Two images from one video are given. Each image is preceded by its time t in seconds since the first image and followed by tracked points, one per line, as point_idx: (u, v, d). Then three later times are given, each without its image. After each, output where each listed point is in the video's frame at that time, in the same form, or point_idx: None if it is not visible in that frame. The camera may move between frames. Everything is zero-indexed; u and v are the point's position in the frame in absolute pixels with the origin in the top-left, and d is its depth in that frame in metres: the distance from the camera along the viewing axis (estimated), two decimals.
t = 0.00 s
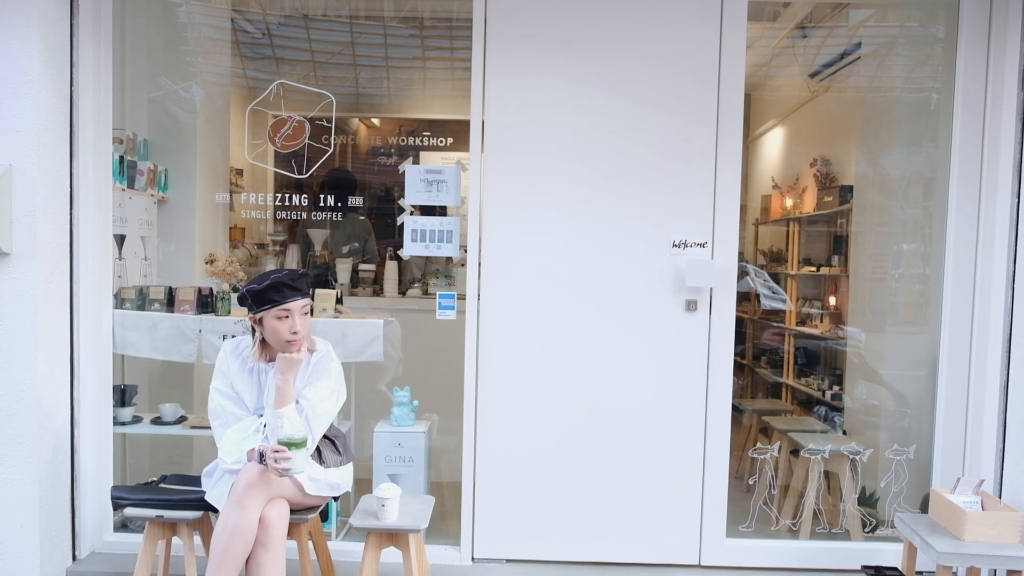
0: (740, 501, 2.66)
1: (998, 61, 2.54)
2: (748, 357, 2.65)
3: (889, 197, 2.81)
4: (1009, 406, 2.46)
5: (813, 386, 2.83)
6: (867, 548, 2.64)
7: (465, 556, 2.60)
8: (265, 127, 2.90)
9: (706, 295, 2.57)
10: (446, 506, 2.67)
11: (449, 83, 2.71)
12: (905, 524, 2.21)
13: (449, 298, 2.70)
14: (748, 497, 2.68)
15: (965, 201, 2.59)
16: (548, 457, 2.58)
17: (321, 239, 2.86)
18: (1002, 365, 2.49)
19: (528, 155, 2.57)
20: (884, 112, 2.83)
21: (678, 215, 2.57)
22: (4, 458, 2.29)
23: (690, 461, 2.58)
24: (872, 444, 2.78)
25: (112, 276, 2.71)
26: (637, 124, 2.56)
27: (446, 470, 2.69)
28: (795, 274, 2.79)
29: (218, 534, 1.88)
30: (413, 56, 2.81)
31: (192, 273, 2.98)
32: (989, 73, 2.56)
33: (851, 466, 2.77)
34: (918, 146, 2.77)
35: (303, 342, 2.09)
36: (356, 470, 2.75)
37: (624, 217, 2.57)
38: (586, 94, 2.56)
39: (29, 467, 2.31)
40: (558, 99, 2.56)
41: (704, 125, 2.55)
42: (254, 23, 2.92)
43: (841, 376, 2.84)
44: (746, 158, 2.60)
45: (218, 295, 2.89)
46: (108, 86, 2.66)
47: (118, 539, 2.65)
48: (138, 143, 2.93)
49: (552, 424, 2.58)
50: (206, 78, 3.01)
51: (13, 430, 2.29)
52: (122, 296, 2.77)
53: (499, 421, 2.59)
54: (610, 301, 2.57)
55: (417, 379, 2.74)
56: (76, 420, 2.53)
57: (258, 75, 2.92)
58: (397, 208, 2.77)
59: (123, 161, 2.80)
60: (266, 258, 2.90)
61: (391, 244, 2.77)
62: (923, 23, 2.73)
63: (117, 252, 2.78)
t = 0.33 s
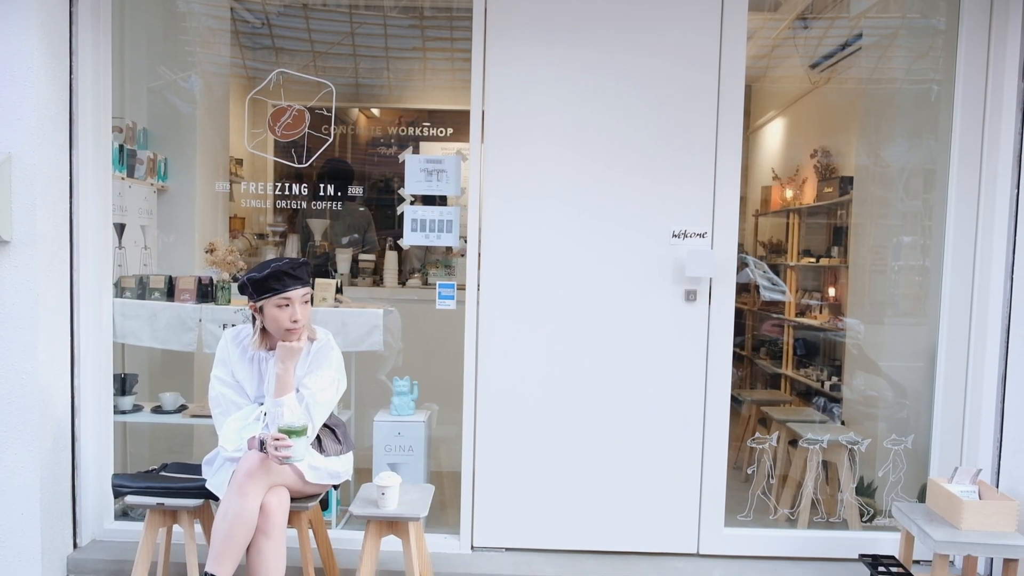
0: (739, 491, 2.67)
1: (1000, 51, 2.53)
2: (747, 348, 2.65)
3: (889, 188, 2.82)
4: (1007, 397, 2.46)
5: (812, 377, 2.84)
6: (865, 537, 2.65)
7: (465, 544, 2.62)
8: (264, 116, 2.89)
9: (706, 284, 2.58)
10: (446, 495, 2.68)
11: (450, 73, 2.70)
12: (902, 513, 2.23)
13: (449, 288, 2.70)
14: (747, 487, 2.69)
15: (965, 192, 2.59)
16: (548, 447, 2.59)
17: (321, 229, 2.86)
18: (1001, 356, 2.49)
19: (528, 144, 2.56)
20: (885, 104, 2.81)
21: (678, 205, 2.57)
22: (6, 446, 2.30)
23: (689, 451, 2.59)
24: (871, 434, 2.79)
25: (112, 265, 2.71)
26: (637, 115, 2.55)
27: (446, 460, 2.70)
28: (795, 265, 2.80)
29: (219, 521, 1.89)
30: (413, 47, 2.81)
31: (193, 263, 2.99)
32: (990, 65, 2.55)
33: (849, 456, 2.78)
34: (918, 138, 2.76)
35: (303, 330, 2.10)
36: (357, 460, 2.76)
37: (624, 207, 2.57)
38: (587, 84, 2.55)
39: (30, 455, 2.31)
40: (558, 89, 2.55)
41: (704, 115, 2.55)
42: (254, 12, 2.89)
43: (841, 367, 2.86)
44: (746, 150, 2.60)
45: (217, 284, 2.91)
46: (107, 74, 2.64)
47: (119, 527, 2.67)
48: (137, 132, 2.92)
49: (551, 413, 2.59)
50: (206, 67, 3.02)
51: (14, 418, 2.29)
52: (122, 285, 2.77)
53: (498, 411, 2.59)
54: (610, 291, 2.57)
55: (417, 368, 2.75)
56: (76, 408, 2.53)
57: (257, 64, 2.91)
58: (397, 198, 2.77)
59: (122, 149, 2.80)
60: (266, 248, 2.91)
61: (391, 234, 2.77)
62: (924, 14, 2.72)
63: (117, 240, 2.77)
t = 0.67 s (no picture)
0: (738, 483, 2.67)
1: (1001, 44, 2.51)
2: (747, 341, 2.66)
3: (888, 182, 2.82)
4: (1005, 391, 2.46)
5: (811, 369, 2.85)
6: (863, 528, 2.66)
7: (465, 536, 2.62)
8: (264, 108, 2.89)
9: (706, 277, 2.58)
10: (446, 487, 2.70)
11: (450, 66, 2.69)
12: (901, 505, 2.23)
13: (449, 280, 2.70)
14: (746, 479, 2.69)
15: (965, 186, 2.58)
16: (548, 438, 2.60)
17: (321, 222, 2.87)
18: (999, 351, 2.49)
19: (528, 137, 2.56)
20: (885, 97, 2.82)
21: (678, 198, 2.56)
22: (8, 437, 2.30)
23: (689, 443, 2.60)
24: (870, 427, 2.80)
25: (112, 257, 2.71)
26: (638, 107, 2.55)
27: (446, 452, 2.71)
28: (795, 258, 2.81)
29: (221, 512, 1.90)
30: (413, 40, 2.81)
31: (193, 255, 2.99)
32: (991, 58, 2.53)
33: (848, 449, 2.78)
34: (919, 132, 2.76)
35: (301, 321, 2.08)
36: (357, 451, 2.77)
37: (624, 199, 2.56)
38: (587, 76, 2.55)
39: (32, 446, 2.32)
40: (558, 81, 2.55)
41: (704, 107, 2.55)
42: (254, 4, 2.87)
43: (840, 360, 2.88)
44: (746, 143, 2.59)
45: (218, 275, 2.89)
46: (106, 65, 2.63)
47: (120, 518, 2.68)
48: (137, 124, 2.92)
49: (551, 405, 2.59)
50: (204, 60, 3.02)
51: (16, 409, 2.30)
52: (122, 277, 2.78)
53: (498, 403, 2.60)
54: (610, 283, 2.58)
55: (417, 360, 2.76)
56: (78, 400, 2.54)
57: (257, 57, 2.90)
58: (397, 190, 2.77)
59: (122, 141, 2.79)
60: (266, 241, 2.91)
61: (391, 227, 2.77)
62: (926, 7, 2.69)
63: (117, 232, 2.77)
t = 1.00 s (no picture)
0: (738, 477, 2.68)
1: (1002, 39, 2.51)
2: (747, 336, 2.67)
3: (889, 178, 2.82)
4: (1004, 386, 2.47)
5: (811, 364, 2.86)
6: (862, 522, 2.68)
7: (465, 529, 2.64)
8: (265, 102, 2.89)
9: (706, 271, 2.58)
10: (446, 480, 2.71)
11: (450, 61, 2.69)
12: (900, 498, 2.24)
13: (449, 274, 2.70)
14: (746, 473, 2.70)
15: (965, 180, 2.58)
16: (548, 431, 2.61)
17: (321, 216, 2.86)
18: (998, 345, 2.49)
19: (528, 131, 2.56)
20: (886, 93, 2.82)
21: (677, 192, 2.57)
22: (11, 429, 2.32)
23: (688, 437, 2.61)
24: (869, 421, 2.81)
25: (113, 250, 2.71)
26: (638, 102, 2.55)
27: (446, 445, 2.72)
28: (795, 253, 2.82)
29: (223, 503, 1.91)
30: (413, 34, 2.80)
31: (193, 249, 2.97)
32: (992, 53, 2.53)
33: (847, 442, 2.80)
34: (920, 127, 2.76)
35: (301, 313, 2.08)
36: (358, 445, 2.78)
37: (624, 193, 2.57)
38: (587, 70, 2.55)
39: (35, 439, 2.33)
40: (558, 76, 2.55)
41: (704, 102, 2.55)
42: None
43: (839, 355, 2.88)
44: (747, 137, 2.59)
45: (218, 269, 2.91)
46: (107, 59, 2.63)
47: (121, 511, 2.68)
48: (137, 117, 2.92)
49: (551, 399, 2.60)
50: (204, 55, 3.01)
51: (19, 402, 2.32)
52: (123, 270, 2.78)
53: (498, 397, 2.61)
54: (610, 277, 2.58)
55: (417, 354, 2.76)
56: (79, 393, 2.55)
57: (257, 52, 2.90)
58: (397, 184, 2.77)
59: (123, 135, 2.79)
60: (266, 235, 2.91)
61: (392, 221, 2.77)
62: (928, 3, 2.70)
63: (118, 226, 2.77)
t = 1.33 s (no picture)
0: (737, 470, 2.69)
1: (1002, 34, 2.50)
2: (747, 331, 2.67)
3: (890, 173, 2.83)
4: (1002, 380, 2.47)
5: (811, 359, 2.87)
6: (861, 515, 2.69)
7: (465, 521, 2.65)
8: (265, 95, 2.88)
9: (706, 264, 2.58)
10: (446, 473, 2.72)
11: (450, 55, 2.69)
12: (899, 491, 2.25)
13: (450, 267, 2.70)
14: (745, 466, 2.71)
15: (966, 174, 2.58)
16: (548, 424, 2.61)
17: (321, 210, 2.87)
18: (997, 339, 2.49)
19: (528, 125, 2.56)
20: (886, 88, 2.83)
21: (677, 185, 2.57)
22: (12, 422, 2.33)
23: (687, 430, 2.61)
24: (868, 414, 2.82)
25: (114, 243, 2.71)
26: (638, 95, 2.55)
27: (446, 438, 2.73)
28: (795, 247, 2.83)
29: (224, 494, 1.92)
30: (413, 29, 2.80)
31: (193, 242, 3.00)
32: (993, 47, 2.53)
33: (847, 435, 2.81)
34: (920, 123, 2.76)
35: (300, 306, 2.08)
36: (359, 438, 2.80)
37: (624, 187, 2.57)
38: (587, 64, 2.55)
39: (35, 431, 2.34)
40: (558, 69, 2.55)
41: (705, 95, 2.55)
42: None
43: (838, 349, 2.89)
44: (746, 131, 2.59)
45: (218, 263, 2.88)
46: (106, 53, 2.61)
47: (122, 503, 2.69)
48: (137, 111, 2.92)
49: (551, 393, 2.61)
50: (204, 49, 3.02)
51: (19, 394, 2.32)
52: (124, 263, 2.78)
53: (499, 391, 2.61)
54: (610, 271, 2.58)
55: (418, 347, 2.77)
56: (80, 386, 2.55)
57: (255, 46, 2.88)
58: (397, 178, 2.77)
59: (123, 129, 2.79)
60: (266, 229, 2.92)
61: (392, 216, 2.78)
62: None
63: (119, 219, 2.77)
